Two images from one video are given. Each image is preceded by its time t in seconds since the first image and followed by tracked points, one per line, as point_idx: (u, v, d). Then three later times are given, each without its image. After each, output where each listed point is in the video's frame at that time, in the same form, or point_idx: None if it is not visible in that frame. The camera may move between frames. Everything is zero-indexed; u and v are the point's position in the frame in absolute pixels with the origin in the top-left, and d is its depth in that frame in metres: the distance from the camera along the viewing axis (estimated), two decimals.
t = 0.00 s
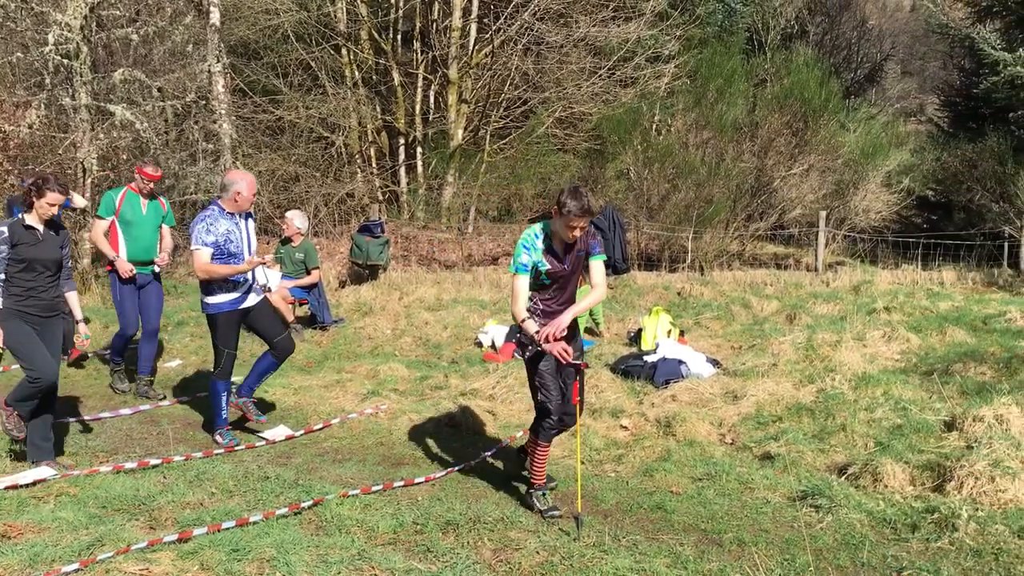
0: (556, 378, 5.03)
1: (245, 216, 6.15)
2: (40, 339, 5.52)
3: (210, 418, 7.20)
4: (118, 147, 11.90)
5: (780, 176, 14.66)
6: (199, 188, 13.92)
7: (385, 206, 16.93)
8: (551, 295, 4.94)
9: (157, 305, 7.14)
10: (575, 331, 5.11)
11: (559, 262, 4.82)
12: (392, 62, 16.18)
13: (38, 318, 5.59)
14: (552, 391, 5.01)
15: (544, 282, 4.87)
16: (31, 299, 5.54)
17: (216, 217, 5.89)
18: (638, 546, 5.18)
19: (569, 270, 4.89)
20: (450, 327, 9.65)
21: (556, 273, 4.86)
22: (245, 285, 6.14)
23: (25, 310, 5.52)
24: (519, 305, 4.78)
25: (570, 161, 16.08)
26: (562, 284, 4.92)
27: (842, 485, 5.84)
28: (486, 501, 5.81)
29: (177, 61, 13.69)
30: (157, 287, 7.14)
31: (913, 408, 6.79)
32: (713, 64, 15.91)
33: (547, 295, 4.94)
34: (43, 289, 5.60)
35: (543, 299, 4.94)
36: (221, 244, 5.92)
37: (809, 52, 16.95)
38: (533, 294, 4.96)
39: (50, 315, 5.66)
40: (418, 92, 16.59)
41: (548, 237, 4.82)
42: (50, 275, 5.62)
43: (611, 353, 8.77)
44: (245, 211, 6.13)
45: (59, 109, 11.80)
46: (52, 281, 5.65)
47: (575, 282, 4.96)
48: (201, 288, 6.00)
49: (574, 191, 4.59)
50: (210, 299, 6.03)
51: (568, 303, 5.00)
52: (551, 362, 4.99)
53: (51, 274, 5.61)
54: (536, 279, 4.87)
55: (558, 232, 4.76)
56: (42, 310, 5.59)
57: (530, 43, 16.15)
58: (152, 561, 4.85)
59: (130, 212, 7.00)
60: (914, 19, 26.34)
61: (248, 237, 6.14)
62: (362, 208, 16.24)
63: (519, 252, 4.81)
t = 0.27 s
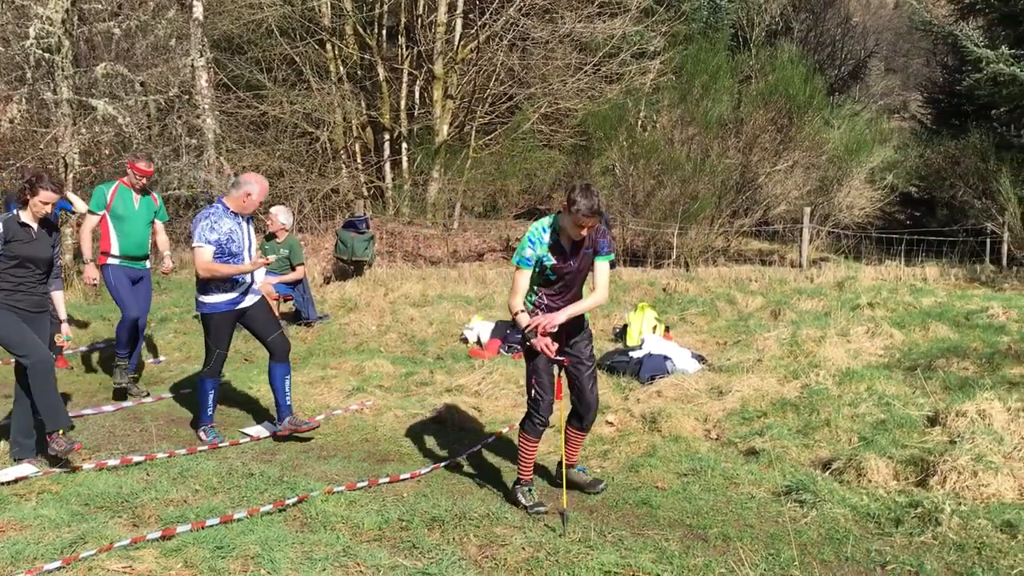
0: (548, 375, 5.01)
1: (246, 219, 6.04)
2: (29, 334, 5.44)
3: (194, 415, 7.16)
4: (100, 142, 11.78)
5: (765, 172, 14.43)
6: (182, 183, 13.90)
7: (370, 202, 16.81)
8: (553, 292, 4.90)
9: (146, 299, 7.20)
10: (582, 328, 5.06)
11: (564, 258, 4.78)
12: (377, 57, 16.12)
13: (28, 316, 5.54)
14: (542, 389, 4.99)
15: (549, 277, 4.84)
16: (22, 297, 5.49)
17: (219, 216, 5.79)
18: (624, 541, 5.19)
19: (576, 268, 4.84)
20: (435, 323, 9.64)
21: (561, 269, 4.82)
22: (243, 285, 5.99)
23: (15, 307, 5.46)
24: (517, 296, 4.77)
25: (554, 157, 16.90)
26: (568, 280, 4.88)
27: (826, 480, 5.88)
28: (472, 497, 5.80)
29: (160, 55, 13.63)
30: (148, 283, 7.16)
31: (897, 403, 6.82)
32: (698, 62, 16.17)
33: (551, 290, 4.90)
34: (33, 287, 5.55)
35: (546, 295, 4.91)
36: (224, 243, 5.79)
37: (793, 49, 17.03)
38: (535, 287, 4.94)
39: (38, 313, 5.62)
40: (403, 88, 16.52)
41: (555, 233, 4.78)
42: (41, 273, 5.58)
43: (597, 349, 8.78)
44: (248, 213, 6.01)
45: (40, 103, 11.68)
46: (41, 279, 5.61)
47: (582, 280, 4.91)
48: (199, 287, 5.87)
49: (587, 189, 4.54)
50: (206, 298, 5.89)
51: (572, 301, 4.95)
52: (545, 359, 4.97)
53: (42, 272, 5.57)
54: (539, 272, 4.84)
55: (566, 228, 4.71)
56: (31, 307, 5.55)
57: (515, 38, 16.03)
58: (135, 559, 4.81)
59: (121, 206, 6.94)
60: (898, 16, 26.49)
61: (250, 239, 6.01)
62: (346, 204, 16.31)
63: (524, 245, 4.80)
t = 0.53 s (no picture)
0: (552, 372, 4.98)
1: (266, 222, 5.98)
2: (17, 344, 5.42)
3: (172, 412, 7.10)
4: (76, 136, 11.68)
5: (744, 167, 14.65)
6: (159, 178, 13.56)
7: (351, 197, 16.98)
8: (569, 289, 4.86)
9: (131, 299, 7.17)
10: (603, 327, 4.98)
11: (579, 255, 4.74)
12: (356, 52, 16.06)
13: (20, 317, 5.48)
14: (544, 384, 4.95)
15: (564, 273, 4.81)
16: (15, 298, 5.42)
17: (239, 212, 5.74)
18: (605, 536, 5.20)
19: (593, 265, 4.80)
20: (416, 318, 9.62)
21: (577, 265, 4.79)
22: (248, 284, 5.84)
23: (10, 310, 5.39)
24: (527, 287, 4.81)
25: (536, 153, 16.98)
26: (586, 279, 4.83)
27: (805, 473, 5.92)
28: (452, 492, 5.79)
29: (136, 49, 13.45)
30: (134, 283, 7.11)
31: (875, 396, 6.88)
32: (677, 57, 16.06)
33: (568, 288, 4.86)
34: (24, 287, 5.49)
35: (561, 291, 4.88)
36: (236, 237, 5.70)
37: (772, 45, 17.13)
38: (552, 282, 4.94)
39: (30, 314, 5.56)
40: (382, 82, 16.43)
41: (574, 230, 4.75)
42: (30, 272, 5.52)
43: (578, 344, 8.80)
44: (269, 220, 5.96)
45: (15, 98, 11.46)
46: (30, 279, 5.55)
47: (601, 278, 4.87)
48: (205, 276, 5.74)
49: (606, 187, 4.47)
50: (208, 289, 5.74)
51: (588, 300, 4.89)
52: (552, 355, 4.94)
53: (31, 271, 5.52)
54: (555, 267, 4.83)
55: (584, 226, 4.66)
56: (25, 308, 5.50)
57: (496, 33, 16.21)
58: (113, 557, 4.78)
59: (105, 205, 6.80)
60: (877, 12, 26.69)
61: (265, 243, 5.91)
62: (326, 198, 16.36)
63: (542, 239, 4.81)
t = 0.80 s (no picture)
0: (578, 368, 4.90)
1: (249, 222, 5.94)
2: None
3: (130, 412, 7.03)
4: (28, 134, 11.52)
5: (705, 165, 14.51)
6: (115, 176, 13.54)
7: (311, 195, 16.64)
8: (582, 284, 4.82)
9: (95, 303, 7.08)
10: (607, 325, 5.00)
11: (593, 248, 4.71)
12: (316, 48, 15.96)
13: None
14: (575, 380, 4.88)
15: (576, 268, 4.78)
16: None
17: (226, 206, 5.69)
18: (566, 532, 5.22)
19: (607, 261, 4.79)
20: (377, 317, 9.57)
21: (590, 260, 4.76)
22: (226, 279, 5.77)
23: None
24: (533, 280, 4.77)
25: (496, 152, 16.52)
26: (598, 274, 4.81)
27: (764, 467, 5.99)
28: (415, 491, 5.78)
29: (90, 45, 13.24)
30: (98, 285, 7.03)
31: (833, 391, 6.96)
32: (638, 56, 16.28)
33: (580, 283, 4.84)
34: None
35: (574, 286, 4.84)
36: (218, 230, 5.65)
37: (731, 43, 17.48)
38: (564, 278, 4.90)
39: None
40: (342, 79, 16.26)
41: (588, 223, 4.73)
42: None
43: (541, 341, 8.82)
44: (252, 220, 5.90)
45: None
46: None
47: (612, 274, 4.86)
48: (186, 264, 5.66)
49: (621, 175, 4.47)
50: (186, 278, 5.66)
51: (598, 297, 4.88)
52: (573, 350, 4.88)
53: None
54: (567, 262, 4.80)
55: (599, 217, 4.66)
56: None
57: (457, 31, 16.24)
58: (69, 561, 4.71)
59: (65, 206, 6.67)
60: (834, 12, 27.08)
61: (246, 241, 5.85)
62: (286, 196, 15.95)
63: (555, 232, 4.77)
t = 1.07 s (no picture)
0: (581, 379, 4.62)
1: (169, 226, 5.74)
2: None
3: (32, 424, 6.77)
4: None
5: (623, 165, 15.66)
6: (16, 179, 13.41)
7: (226, 197, 16.19)
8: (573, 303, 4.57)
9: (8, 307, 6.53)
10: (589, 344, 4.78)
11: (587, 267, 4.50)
12: (228, 48, 15.63)
13: None
14: (582, 394, 4.56)
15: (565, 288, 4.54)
16: None
17: (148, 207, 5.49)
18: (486, 535, 5.21)
19: (601, 277, 4.57)
20: (293, 321, 9.43)
21: (585, 278, 4.54)
22: (148, 282, 5.58)
23: None
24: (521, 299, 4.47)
25: (415, 151, 16.99)
26: (590, 292, 4.59)
27: (679, 464, 6.07)
28: (332, 498, 5.69)
29: None
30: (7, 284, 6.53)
31: (746, 388, 7.10)
32: (558, 57, 17.03)
33: (573, 302, 4.58)
34: None
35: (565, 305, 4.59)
36: (141, 232, 5.46)
37: (645, 46, 18.19)
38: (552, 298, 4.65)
39: None
40: (257, 80, 15.91)
41: (584, 240, 4.52)
42: None
43: (460, 344, 8.77)
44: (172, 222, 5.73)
45: None
46: None
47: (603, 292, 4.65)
48: (107, 266, 5.44)
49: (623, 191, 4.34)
50: (107, 281, 5.43)
51: (587, 316, 4.65)
52: (571, 366, 4.59)
53: None
54: (557, 281, 4.55)
55: (595, 233, 4.48)
56: None
57: (373, 32, 15.82)
58: None
59: None
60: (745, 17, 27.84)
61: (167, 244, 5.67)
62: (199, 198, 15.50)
63: (546, 249, 4.50)
